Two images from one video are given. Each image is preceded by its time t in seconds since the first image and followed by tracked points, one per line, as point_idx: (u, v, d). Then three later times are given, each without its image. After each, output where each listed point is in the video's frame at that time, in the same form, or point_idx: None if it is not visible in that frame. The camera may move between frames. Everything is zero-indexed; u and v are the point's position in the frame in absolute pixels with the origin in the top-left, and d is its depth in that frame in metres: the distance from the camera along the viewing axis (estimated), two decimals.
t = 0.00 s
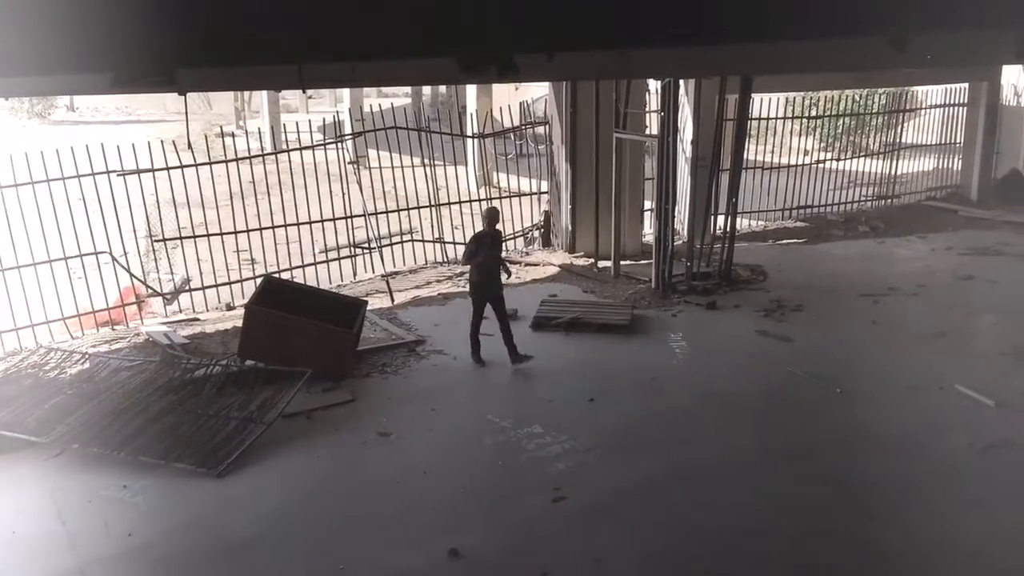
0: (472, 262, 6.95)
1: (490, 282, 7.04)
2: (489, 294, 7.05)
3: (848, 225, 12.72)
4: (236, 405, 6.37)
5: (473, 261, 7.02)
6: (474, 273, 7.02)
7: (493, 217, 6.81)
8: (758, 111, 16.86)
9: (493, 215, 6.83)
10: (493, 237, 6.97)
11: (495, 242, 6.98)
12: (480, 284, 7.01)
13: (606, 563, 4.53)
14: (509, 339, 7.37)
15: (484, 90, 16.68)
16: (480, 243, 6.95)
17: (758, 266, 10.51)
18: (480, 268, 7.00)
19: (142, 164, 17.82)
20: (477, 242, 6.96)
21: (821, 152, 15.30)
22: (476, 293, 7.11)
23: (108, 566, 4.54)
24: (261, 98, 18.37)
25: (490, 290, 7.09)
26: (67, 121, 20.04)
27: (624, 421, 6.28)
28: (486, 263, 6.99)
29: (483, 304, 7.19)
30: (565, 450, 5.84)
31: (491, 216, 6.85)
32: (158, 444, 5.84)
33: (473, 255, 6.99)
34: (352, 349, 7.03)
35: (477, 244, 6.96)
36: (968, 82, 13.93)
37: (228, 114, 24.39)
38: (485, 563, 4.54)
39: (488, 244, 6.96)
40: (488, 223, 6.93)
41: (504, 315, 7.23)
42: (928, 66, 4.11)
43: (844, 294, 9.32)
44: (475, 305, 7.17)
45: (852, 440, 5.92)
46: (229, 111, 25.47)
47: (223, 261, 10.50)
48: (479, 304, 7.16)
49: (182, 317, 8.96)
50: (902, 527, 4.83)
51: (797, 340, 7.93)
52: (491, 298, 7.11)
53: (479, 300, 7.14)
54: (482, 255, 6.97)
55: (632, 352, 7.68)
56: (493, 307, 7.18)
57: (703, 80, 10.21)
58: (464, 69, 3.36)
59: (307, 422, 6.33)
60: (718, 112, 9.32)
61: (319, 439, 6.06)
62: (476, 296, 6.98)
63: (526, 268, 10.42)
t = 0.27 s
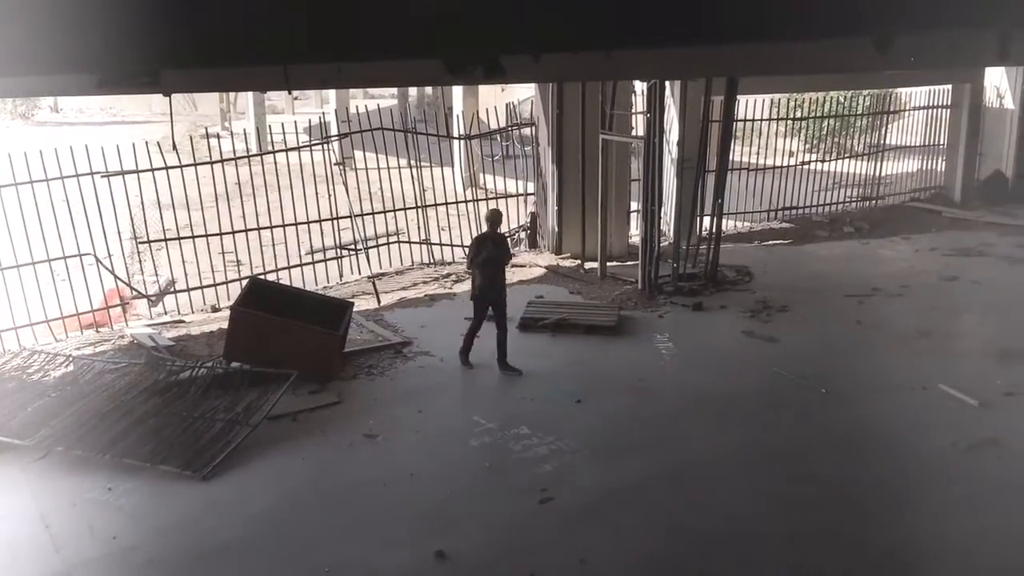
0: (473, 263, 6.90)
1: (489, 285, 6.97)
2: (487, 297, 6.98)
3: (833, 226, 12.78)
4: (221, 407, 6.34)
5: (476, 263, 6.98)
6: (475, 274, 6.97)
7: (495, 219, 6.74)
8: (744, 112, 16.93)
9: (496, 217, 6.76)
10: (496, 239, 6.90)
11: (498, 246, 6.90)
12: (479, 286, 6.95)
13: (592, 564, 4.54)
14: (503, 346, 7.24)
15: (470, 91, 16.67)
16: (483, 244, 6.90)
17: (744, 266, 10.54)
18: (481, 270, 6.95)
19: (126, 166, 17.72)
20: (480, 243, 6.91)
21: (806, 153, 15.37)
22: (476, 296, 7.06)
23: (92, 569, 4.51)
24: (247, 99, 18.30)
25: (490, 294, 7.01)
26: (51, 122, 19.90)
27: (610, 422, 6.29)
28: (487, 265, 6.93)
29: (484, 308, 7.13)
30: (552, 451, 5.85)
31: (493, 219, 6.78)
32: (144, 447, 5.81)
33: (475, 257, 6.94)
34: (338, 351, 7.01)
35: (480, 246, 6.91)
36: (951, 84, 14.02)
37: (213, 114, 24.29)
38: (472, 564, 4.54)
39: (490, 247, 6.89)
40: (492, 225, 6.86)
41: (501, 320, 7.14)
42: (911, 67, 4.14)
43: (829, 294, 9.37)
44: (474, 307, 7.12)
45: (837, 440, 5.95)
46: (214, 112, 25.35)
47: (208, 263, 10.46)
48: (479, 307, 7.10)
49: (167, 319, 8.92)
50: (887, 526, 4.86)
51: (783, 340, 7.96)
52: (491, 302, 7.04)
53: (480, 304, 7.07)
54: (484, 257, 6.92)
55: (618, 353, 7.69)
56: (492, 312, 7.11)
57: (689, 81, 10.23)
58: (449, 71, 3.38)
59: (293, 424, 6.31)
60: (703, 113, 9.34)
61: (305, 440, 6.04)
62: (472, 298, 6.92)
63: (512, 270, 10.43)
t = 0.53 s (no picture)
0: (472, 266, 6.70)
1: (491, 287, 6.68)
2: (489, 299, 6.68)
3: (818, 228, 12.84)
4: (206, 410, 6.31)
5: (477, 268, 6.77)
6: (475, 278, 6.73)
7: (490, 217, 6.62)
8: (729, 115, 16.99)
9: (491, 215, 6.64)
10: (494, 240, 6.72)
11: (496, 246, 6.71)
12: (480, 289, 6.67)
13: (579, 566, 4.54)
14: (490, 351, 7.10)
15: (456, 93, 16.66)
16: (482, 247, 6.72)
17: (729, 269, 10.58)
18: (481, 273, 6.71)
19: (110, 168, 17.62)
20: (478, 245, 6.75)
21: (791, 155, 15.44)
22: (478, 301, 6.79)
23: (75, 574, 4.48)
24: (232, 101, 18.23)
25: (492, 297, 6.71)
26: (34, 124, 19.77)
27: (597, 424, 6.30)
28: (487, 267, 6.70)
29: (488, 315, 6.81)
30: (538, 453, 5.85)
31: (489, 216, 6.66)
32: (127, 451, 5.77)
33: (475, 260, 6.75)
34: (324, 353, 6.99)
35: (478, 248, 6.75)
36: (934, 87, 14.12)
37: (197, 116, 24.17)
38: (458, 567, 4.53)
39: (488, 247, 6.70)
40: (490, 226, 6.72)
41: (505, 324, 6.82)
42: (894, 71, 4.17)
43: (814, 296, 9.41)
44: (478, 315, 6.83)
45: (823, 441, 5.98)
46: (199, 113, 25.24)
47: (193, 266, 10.41)
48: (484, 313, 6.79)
49: (152, 322, 8.88)
50: (871, 527, 4.89)
51: (768, 342, 7.99)
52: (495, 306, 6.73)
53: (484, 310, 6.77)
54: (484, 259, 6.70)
55: (605, 356, 7.70)
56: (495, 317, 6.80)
57: (674, 84, 10.26)
58: (436, 73, 3.39)
59: (279, 427, 6.28)
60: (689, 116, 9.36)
61: (291, 443, 6.02)
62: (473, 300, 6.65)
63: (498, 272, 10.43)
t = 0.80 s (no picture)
0: (471, 271, 6.66)
1: (489, 293, 6.70)
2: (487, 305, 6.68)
3: (803, 232, 12.90)
4: (190, 413, 6.28)
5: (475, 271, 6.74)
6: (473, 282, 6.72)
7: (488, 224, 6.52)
8: (715, 118, 17.05)
9: (490, 221, 6.54)
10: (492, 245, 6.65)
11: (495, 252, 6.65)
12: (478, 293, 6.68)
13: (565, 569, 4.54)
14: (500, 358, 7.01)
15: (443, 95, 16.64)
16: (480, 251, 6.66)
17: (715, 272, 10.61)
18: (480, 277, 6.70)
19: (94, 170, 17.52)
20: (476, 250, 6.69)
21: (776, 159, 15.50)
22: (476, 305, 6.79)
23: None
24: (218, 103, 18.16)
25: (490, 302, 6.72)
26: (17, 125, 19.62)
27: (583, 427, 6.31)
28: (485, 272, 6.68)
29: (486, 319, 6.83)
30: (524, 456, 5.84)
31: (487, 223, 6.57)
32: (111, 454, 5.74)
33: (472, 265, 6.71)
34: (309, 356, 6.97)
35: (475, 253, 6.68)
36: (918, 92, 14.23)
37: (183, 118, 24.09)
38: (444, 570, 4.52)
39: (487, 253, 6.65)
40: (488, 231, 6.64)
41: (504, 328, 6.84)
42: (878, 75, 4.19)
43: (799, 299, 9.45)
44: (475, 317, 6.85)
45: (808, 444, 6.00)
46: (184, 115, 25.12)
47: (178, 268, 10.36)
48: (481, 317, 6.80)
49: (136, 324, 8.83)
50: (856, 529, 4.91)
51: (753, 345, 8.02)
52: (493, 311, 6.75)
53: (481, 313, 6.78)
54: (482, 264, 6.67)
55: (591, 359, 7.70)
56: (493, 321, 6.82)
57: (660, 87, 10.28)
58: (422, 76, 3.42)
59: (265, 429, 6.26)
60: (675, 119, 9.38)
61: (276, 446, 5.99)
62: (471, 306, 6.66)
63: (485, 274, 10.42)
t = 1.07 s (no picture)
0: (472, 277, 6.55)
1: (490, 299, 6.60)
2: (489, 310, 6.59)
3: (789, 234, 12.95)
4: (175, 414, 6.25)
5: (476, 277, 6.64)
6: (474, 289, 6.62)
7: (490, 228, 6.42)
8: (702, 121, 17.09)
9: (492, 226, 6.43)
10: (494, 250, 6.55)
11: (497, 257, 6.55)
12: (479, 300, 6.59)
13: (550, 569, 4.54)
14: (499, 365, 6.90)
15: (430, 96, 16.63)
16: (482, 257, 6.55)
17: (702, 274, 10.64)
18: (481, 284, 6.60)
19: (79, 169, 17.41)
20: (477, 256, 6.58)
21: (763, 161, 15.56)
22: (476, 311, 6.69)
23: None
24: (204, 102, 18.08)
25: (491, 308, 6.62)
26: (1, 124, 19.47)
27: (569, 428, 6.31)
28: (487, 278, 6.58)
29: (487, 325, 6.73)
30: (511, 457, 5.84)
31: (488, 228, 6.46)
32: (95, 455, 5.70)
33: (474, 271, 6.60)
34: (295, 356, 6.94)
35: (477, 259, 6.57)
36: (903, 96, 14.31)
37: (168, 117, 23.96)
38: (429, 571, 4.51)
39: (488, 259, 6.55)
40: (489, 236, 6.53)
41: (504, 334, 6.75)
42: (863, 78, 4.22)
43: (784, 301, 9.48)
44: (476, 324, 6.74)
45: (793, 445, 6.02)
46: (169, 114, 24.99)
47: (163, 268, 10.31)
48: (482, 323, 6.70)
49: (121, 324, 8.78)
50: (840, 530, 4.93)
51: (739, 346, 8.04)
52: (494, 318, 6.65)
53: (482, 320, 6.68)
54: (483, 270, 6.57)
55: (577, 360, 7.71)
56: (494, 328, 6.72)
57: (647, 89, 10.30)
58: (408, 75, 3.38)
59: (250, 430, 6.23)
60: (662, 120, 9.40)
61: (261, 447, 5.97)
62: (472, 312, 6.56)
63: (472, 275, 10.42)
